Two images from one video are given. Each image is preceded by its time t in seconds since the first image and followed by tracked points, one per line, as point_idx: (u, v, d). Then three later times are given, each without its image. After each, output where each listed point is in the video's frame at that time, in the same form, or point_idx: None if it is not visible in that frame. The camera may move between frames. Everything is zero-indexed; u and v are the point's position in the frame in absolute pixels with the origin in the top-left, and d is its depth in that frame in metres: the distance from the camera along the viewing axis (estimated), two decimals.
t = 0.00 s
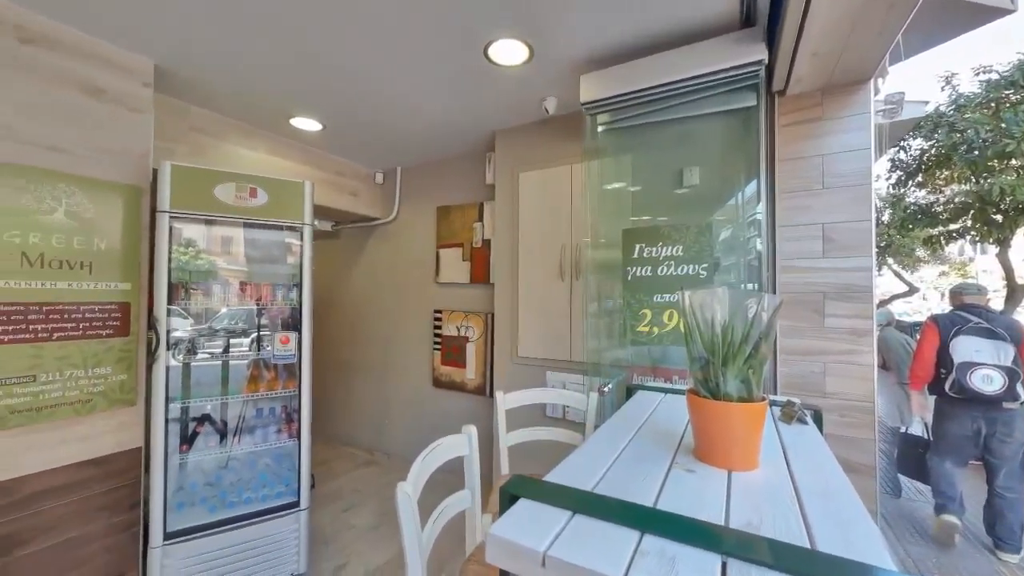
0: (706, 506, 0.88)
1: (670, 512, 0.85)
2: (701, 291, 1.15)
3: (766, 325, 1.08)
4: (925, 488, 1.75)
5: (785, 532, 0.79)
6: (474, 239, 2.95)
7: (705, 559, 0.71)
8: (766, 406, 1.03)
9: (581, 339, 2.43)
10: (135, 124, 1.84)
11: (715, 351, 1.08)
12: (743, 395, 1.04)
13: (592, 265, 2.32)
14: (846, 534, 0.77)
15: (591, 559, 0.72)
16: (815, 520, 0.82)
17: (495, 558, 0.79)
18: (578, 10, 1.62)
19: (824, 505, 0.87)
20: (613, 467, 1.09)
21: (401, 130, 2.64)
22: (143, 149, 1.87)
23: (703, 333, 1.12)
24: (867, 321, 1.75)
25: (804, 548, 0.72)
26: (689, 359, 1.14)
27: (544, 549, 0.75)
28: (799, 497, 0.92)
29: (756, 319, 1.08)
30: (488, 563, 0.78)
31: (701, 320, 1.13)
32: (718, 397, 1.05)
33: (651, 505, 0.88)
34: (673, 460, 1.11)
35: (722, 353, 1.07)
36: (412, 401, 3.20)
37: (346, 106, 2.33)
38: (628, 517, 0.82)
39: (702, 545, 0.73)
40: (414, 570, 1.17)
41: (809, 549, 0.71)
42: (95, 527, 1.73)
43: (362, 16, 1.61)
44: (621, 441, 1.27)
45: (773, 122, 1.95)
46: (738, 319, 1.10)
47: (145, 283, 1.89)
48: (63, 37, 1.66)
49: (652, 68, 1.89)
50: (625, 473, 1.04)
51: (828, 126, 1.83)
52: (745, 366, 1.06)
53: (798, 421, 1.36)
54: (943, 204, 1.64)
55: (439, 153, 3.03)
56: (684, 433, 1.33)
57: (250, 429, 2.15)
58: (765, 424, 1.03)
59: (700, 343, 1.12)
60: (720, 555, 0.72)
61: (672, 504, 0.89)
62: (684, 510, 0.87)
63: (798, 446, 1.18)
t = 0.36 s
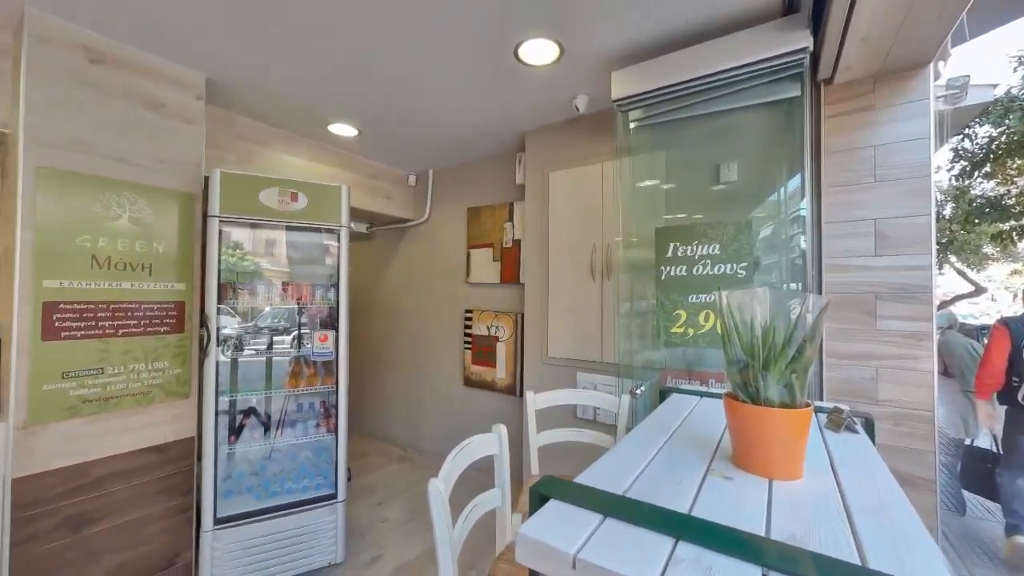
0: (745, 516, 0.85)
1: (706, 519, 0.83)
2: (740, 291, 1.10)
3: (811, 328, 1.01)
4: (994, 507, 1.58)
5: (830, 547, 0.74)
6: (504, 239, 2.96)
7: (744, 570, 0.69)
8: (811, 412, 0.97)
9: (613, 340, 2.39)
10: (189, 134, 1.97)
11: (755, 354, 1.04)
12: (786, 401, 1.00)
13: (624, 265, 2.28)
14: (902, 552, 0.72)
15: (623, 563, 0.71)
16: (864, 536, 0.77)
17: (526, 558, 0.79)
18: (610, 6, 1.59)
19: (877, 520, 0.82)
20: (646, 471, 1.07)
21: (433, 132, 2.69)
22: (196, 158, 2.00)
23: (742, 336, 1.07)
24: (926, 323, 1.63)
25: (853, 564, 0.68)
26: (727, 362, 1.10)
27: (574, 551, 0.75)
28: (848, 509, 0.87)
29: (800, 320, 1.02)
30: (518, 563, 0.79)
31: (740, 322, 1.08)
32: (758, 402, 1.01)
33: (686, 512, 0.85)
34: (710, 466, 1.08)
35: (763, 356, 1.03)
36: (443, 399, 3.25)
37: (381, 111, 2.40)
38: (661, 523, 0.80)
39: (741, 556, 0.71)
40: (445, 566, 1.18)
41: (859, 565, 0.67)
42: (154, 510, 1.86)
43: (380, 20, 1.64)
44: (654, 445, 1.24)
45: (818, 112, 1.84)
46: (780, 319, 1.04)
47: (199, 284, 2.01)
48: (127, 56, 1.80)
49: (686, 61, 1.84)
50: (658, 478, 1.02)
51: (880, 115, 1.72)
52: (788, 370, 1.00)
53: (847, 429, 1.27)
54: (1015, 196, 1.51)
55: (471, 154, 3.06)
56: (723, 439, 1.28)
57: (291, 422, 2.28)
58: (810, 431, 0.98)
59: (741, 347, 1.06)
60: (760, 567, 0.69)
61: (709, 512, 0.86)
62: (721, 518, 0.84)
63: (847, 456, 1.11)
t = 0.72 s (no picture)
0: (787, 527, 0.80)
1: (745, 529, 0.79)
2: (782, 291, 1.05)
3: (861, 330, 0.95)
4: None
5: (877, 564, 0.70)
6: (534, 239, 2.96)
7: None
8: (861, 420, 0.91)
9: (646, 341, 2.34)
10: (236, 143, 2.09)
11: (798, 357, 0.98)
12: (833, 407, 0.93)
13: (658, 264, 2.22)
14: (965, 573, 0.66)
15: (656, 570, 0.70)
16: (922, 554, 0.71)
17: (556, 560, 0.79)
18: None
19: (937, 537, 0.76)
20: (680, 477, 1.04)
21: (464, 134, 2.73)
22: (243, 165, 2.11)
23: (784, 338, 1.02)
24: (994, 326, 1.49)
25: None
26: (768, 365, 1.05)
27: (606, 556, 0.74)
28: (903, 524, 0.81)
29: (848, 323, 0.96)
30: (548, 564, 0.79)
31: (783, 323, 1.03)
32: (802, 408, 0.95)
33: (723, 521, 0.82)
34: (749, 473, 1.03)
35: (808, 359, 0.97)
36: (475, 398, 3.29)
37: (413, 114, 2.45)
38: (696, 531, 0.78)
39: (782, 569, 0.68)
40: (476, 562, 1.20)
41: None
42: (204, 496, 1.98)
43: (413, 26, 1.68)
44: (688, 450, 1.20)
45: (869, 101, 1.73)
46: (826, 320, 0.99)
47: (245, 284, 2.13)
48: (182, 71, 1.93)
49: (722, 53, 1.77)
50: (693, 485, 0.99)
51: (938, 102, 1.59)
52: (836, 375, 0.94)
53: (903, 439, 1.19)
54: None
55: (501, 155, 3.08)
56: (763, 446, 1.22)
57: (329, 417, 2.37)
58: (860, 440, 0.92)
59: (782, 348, 1.02)
60: None
61: (748, 522, 0.83)
62: (761, 529, 0.80)
63: (903, 468, 1.03)
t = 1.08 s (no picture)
0: (834, 541, 0.76)
1: (786, 541, 0.75)
2: (829, 291, 0.98)
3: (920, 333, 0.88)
4: None
5: None
6: (565, 239, 2.94)
7: None
8: (919, 430, 0.84)
9: (681, 342, 2.27)
10: (279, 150, 2.19)
11: (848, 362, 0.92)
12: (886, 416, 0.87)
13: (693, 263, 2.14)
14: None
15: None
16: None
17: (586, 562, 0.78)
18: None
19: (1008, 558, 0.69)
20: (717, 485, 1.00)
21: (495, 134, 2.74)
22: (284, 170, 2.22)
23: (832, 341, 0.96)
24: None
25: None
26: (813, 370, 0.99)
27: (637, 561, 0.72)
28: (968, 542, 0.74)
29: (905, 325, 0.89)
30: (578, 566, 0.78)
31: (830, 326, 0.96)
32: (852, 416, 0.90)
33: (764, 532, 0.78)
34: (792, 483, 0.98)
35: (858, 364, 0.91)
36: (505, 397, 3.30)
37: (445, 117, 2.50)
38: (734, 540, 0.75)
39: None
40: (506, 561, 1.19)
41: None
42: (250, 485, 2.10)
43: (445, 31, 1.71)
44: (726, 457, 1.16)
45: (928, 87, 1.61)
46: (879, 322, 0.92)
47: (287, 285, 2.23)
48: (231, 84, 2.05)
49: (763, 42, 1.69)
50: (731, 493, 0.95)
51: (1008, 85, 1.46)
52: (890, 381, 0.88)
53: (966, 452, 1.09)
54: None
55: (531, 154, 3.08)
56: (807, 455, 1.16)
57: (365, 413, 2.46)
58: (918, 452, 0.85)
59: (829, 352, 0.96)
60: None
61: (790, 534, 0.79)
62: (805, 542, 0.76)
63: (968, 484, 0.95)
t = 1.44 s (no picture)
0: (888, 559, 0.70)
1: (834, 556, 0.71)
2: (882, 291, 0.90)
3: (988, 338, 0.80)
4: None
5: None
6: (596, 238, 2.90)
7: None
8: (987, 443, 0.76)
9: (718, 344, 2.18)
10: (318, 156, 2.29)
11: (902, 367, 0.85)
12: (948, 427, 0.80)
13: (730, 262, 2.03)
14: None
15: None
16: None
17: (618, 567, 0.77)
18: None
19: None
20: (757, 494, 0.95)
21: (525, 134, 2.74)
22: (323, 175, 2.31)
23: (885, 345, 0.89)
24: None
25: None
26: (864, 376, 0.93)
27: (671, 569, 0.70)
28: None
29: (970, 328, 0.80)
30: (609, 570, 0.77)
31: (882, 329, 0.89)
32: (907, 426, 0.83)
33: (809, 545, 0.74)
34: (840, 496, 0.92)
35: (914, 370, 0.84)
36: (536, 397, 3.30)
37: (476, 118, 2.52)
38: (776, 552, 0.71)
39: None
40: (537, 563, 1.18)
41: None
42: (292, 476, 2.20)
43: (476, 34, 1.72)
44: (767, 466, 1.10)
45: (996, 71, 1.48)
46: (941, 324, 0.83)
47: (324, 285, 2.32)
48: (274, 94, 2.15)
49: (808, 29, 1.60)
50: (772, 503, 0.90)
51: None
52: (951, 390, 0.80)
53: None
54: None
55: (562, 153, 3.06)
56: (857, 467, 1.08)
57: (398, 409, 2.53)
58: (986, 467, 0.77)
59: (881, 355, 0.90)
60: None
61: (838, 548, 0.74)
62: (854, 557, 0.71)
63: None
